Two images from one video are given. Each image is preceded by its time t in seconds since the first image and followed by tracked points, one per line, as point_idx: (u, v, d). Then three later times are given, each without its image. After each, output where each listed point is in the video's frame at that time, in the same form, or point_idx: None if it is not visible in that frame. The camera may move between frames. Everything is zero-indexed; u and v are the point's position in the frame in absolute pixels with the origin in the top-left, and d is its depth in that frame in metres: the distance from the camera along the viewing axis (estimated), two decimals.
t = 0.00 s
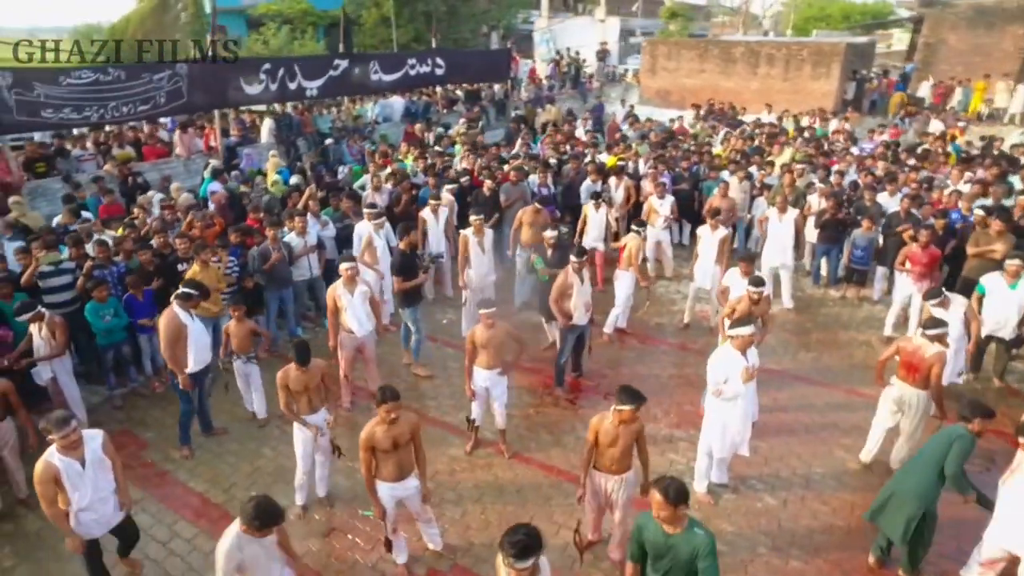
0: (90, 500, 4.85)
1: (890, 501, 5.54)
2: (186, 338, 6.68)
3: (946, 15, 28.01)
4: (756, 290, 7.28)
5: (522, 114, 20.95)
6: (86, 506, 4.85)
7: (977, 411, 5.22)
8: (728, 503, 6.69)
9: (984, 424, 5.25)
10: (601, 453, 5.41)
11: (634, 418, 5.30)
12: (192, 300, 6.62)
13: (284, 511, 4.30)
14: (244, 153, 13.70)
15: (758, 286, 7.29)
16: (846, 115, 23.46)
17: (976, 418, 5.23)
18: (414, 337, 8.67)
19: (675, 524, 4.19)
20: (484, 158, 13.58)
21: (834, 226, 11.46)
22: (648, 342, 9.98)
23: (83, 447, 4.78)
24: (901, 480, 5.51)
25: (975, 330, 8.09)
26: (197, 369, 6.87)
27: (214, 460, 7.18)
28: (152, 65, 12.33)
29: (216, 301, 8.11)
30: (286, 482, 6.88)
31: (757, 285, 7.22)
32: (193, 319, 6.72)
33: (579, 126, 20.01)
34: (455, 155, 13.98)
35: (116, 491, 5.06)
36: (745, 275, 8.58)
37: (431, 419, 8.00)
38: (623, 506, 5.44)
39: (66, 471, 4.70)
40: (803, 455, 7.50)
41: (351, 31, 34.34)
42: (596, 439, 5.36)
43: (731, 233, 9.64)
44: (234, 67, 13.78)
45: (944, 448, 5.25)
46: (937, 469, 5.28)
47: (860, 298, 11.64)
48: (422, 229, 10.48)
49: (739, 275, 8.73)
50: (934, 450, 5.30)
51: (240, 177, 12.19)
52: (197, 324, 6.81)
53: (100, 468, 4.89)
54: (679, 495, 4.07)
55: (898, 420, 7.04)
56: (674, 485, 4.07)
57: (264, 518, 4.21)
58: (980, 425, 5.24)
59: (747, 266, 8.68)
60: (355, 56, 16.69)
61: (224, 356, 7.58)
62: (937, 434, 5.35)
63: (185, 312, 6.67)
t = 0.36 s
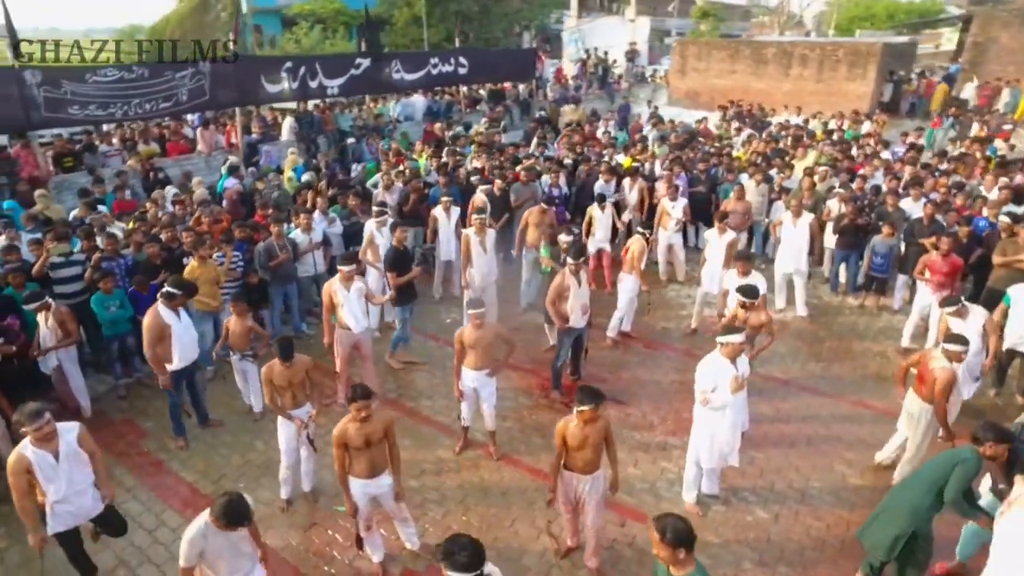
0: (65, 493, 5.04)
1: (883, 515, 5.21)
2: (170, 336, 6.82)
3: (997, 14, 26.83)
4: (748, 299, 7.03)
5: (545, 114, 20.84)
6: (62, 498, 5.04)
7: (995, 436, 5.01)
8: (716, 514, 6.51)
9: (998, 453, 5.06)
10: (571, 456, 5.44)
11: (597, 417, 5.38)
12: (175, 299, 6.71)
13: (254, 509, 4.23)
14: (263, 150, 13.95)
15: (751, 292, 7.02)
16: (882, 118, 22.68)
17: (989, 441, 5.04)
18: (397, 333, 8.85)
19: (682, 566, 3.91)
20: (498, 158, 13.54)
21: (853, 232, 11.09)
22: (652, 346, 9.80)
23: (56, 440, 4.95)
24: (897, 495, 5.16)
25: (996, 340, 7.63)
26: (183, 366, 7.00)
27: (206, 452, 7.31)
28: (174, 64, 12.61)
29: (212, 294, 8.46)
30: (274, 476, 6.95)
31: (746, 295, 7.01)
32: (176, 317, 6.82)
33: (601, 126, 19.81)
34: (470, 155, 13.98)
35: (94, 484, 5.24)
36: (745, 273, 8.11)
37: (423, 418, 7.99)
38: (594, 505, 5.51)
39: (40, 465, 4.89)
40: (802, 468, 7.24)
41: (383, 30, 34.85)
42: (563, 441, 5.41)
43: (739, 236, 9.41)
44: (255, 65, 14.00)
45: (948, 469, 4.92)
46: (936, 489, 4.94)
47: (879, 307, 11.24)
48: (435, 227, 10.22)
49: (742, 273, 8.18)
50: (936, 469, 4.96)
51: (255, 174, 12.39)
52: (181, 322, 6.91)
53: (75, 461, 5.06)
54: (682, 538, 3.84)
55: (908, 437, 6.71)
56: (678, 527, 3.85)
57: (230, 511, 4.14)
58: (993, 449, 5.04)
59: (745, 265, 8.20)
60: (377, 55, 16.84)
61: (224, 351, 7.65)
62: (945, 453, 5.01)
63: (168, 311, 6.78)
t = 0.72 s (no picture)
0: (40, 482, 5.23)
1: (866, 525, 4.92)
2: (146, 332, 7.01)
3: None
4: (734, 303, 7.03)
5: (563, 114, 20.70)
6: (37, 487, 5.23)
7: (975, 440, 4.53)
8: (698, 524, 6.37)
9: (983, 458, 4.52)
10: (538, 457, 5.47)
11: (564, 419, 5.42)
12: (155, 296, 6.91)
13: (237, 493, 4.08)
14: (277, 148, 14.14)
15: (738, 296, 6.99)
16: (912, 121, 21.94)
17: (968, 446, 4.57)
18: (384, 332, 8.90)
19: None
20: (506, 158, 13.49)
21: (865, 237, 10.82)
22: (651, 350, 9.65)
23: (31, 431, 5.14)
24: (878, 504, 4.86)
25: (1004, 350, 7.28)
26: (162, 362, 7.17)
27: (195, 444, 7.42)
28: (191, 62, 12.81)
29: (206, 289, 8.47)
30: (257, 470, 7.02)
31: (732, 298, 7.04)
32: (154, 314, 7.02)
33: (618, 126, 19.60)
34: (479, 154, 13.96)
35: (70, 474, 5.41)
36: (740, 274, 8.04)
37: (411, 417, 7.99)
38: (562, 507, 5.53)
39: (14, 454, 5.09)
40: (792, 479, 7.04)
41: (409, 30, 35.09)
42: (530, 443, 5.45)
43: (741, 239, 9.23)
44: (271, 64, 14.19)
45: (923, 479, 4.57)
46: (912, 500, 4.62)
47: (892, 315, 10.89)
48: (436, 227, 10.14)
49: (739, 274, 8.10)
50: (911, 479, 4.62)
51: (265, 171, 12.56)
52: (160, 319, 7.09)
53: (50, 452, 5.24)
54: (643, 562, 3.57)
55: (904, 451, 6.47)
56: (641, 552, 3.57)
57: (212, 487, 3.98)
58: (973, 454, 4.53)
59: (739, 266, 8.12)
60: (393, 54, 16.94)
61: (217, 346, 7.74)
62: (922, 457, 4.66)
63: (146, 307, 6.98)
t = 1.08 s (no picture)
0: (21, 467, 5.34)
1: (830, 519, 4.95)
2: (134, 324, 7.26)
3: None
4: (724, 305, 6.99)
5: (581, 114, 20.54)
6: (17, 472, 5.35)
7: (923, 433, 4.39)
8: (678, 531, 6.23)
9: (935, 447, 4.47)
10: (508, 457, 5.47)
11: (534, 419, 5.40)
12: (144, 290, 7.17)
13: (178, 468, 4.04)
14: (290, 146, 14.33)
15: (726, 297, 6.97)
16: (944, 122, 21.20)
17: (919, 436, 4.43)
18: (378, 327, 9.00)
19: None
20: (515, 157, 13.45)
21: (877, 241, 10.54)
22: (649, 353, 9.50)
23: (13, 417, 5.27)
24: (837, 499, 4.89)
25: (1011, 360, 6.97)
26: (151, 353, 7.42)
27: (185, 435, 7.54)
28: (207, 60, 13.02)
29: (203, 283, 8.63)
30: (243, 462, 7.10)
31: (723, 296, 6.99)
32: (142, 307, 7.27)
33: (635, 125, 19.37)
34: (488, 153, 13.94)
35: (51, 459, 5.55)
36: (743, 278, 7.77)
37: (400, 414, 8.00)
38: (532, 508, 5.52)
39: None
40: (782, 489, 6.85)
41: (434, 29, 35.27)
42: (500, 442, 5.46)
43: (742, 242, 9.01)
44: (286, 62, 14.37)
45: (874, 474, 4.58)
46: (866, 495, 4.64)
47: (904, 323, 10.54)
48: (434, 226, 10.18)
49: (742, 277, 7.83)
50: (863, 475, 4.63)
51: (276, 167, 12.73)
52: (148, 312, 7.34)
53: (31, 438, 5.38)
54: None
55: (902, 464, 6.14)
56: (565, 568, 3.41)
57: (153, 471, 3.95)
58: (923, 445, 4.42)
59: (742, 270, 7.84)
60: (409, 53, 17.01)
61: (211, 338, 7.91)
62: (872, 448, 4.67)
63: (136, 301, 7.25)
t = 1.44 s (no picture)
0: (6, 450, 5.55)
1: (795, 522, 4.91)
2: (131, 315, 7.46)
3: None
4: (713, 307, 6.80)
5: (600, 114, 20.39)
6: (4, 454, 5.55)
7: (875, 429, 4.36)
8: (656, 537, 6.12)
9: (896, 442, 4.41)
10: (480, 454, 5.42)
11: (504, 417, 5.36)
12: (144, 283, 7.38)
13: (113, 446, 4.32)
14: (305, 143, 14.52)
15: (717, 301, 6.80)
16: (977, 125, 20.46)
17: (876, 431, 4.38)
18: (379, 320, 8.99)
19: None
20: (524, 156, 13.41)
21: (889, 246, 10.25)
22: (647, 355, 9.37)
23: None
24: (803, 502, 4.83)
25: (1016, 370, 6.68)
26: (146, 344, 7.60)
27: (179, 424, 7.71)
28: (224, 58, 13.27)
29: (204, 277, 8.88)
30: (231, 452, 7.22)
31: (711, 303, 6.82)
32: (140, 300, 7.46)
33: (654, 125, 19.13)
34: (498, 151, 13.92)
35: (38, 443, 5.75)
36: (758, 289, 7.46)
37: (390, 409, 8.04)
38: (504, 507, 5.43)
39: None
40: (769, 497, 6.68)
41: (460, 29, 35.44)
42: (471, 439, 5.41)
43: (743, 244, 8.82)
44: (301, 60, 14.57)
45: (837, 475, 4.54)
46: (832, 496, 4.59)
47: (917, 331, 10.20)
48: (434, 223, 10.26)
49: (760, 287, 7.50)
50: (826, 476, 4.60)
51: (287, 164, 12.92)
52: (146, 304, 7.54)
53: (17, 422, 5.57)
54: None
55: (891, 474, 5.90)
56: None
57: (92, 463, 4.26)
58: (879, 440, 4.38)
59: (759, 281, 7.52)
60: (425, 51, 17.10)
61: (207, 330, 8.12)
62: (832, 449, 4.64)
63: (134, 293, 7.43)
